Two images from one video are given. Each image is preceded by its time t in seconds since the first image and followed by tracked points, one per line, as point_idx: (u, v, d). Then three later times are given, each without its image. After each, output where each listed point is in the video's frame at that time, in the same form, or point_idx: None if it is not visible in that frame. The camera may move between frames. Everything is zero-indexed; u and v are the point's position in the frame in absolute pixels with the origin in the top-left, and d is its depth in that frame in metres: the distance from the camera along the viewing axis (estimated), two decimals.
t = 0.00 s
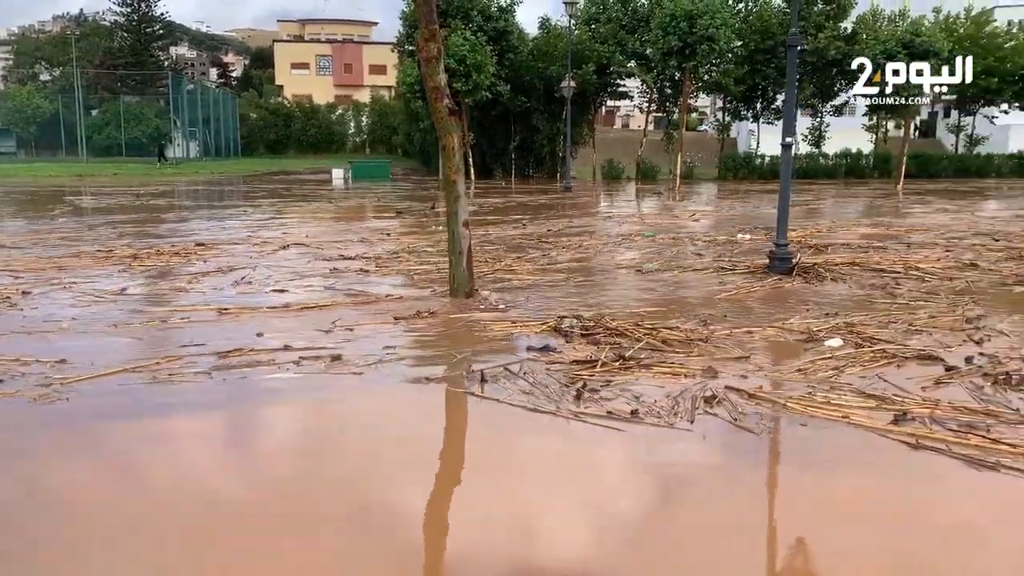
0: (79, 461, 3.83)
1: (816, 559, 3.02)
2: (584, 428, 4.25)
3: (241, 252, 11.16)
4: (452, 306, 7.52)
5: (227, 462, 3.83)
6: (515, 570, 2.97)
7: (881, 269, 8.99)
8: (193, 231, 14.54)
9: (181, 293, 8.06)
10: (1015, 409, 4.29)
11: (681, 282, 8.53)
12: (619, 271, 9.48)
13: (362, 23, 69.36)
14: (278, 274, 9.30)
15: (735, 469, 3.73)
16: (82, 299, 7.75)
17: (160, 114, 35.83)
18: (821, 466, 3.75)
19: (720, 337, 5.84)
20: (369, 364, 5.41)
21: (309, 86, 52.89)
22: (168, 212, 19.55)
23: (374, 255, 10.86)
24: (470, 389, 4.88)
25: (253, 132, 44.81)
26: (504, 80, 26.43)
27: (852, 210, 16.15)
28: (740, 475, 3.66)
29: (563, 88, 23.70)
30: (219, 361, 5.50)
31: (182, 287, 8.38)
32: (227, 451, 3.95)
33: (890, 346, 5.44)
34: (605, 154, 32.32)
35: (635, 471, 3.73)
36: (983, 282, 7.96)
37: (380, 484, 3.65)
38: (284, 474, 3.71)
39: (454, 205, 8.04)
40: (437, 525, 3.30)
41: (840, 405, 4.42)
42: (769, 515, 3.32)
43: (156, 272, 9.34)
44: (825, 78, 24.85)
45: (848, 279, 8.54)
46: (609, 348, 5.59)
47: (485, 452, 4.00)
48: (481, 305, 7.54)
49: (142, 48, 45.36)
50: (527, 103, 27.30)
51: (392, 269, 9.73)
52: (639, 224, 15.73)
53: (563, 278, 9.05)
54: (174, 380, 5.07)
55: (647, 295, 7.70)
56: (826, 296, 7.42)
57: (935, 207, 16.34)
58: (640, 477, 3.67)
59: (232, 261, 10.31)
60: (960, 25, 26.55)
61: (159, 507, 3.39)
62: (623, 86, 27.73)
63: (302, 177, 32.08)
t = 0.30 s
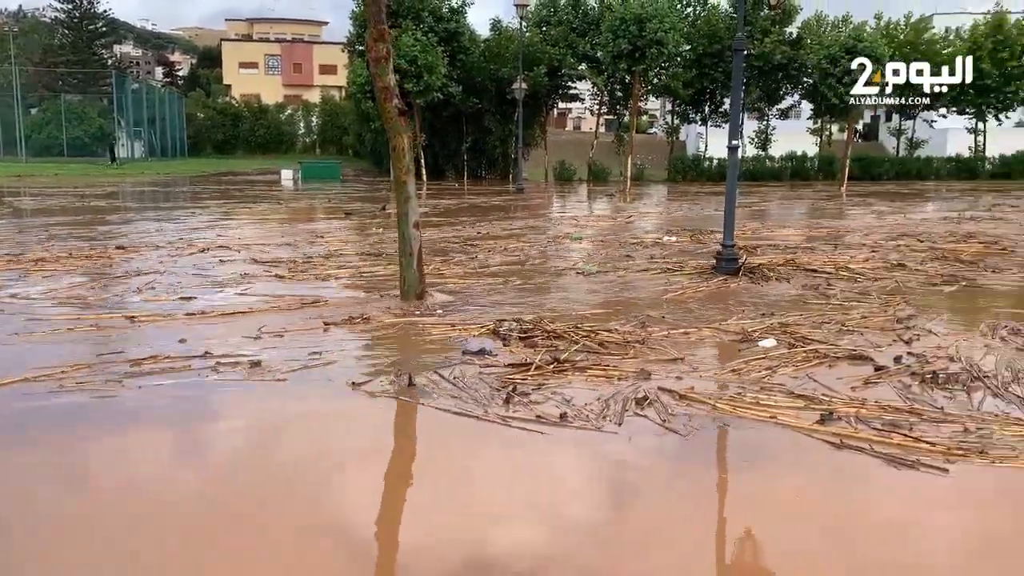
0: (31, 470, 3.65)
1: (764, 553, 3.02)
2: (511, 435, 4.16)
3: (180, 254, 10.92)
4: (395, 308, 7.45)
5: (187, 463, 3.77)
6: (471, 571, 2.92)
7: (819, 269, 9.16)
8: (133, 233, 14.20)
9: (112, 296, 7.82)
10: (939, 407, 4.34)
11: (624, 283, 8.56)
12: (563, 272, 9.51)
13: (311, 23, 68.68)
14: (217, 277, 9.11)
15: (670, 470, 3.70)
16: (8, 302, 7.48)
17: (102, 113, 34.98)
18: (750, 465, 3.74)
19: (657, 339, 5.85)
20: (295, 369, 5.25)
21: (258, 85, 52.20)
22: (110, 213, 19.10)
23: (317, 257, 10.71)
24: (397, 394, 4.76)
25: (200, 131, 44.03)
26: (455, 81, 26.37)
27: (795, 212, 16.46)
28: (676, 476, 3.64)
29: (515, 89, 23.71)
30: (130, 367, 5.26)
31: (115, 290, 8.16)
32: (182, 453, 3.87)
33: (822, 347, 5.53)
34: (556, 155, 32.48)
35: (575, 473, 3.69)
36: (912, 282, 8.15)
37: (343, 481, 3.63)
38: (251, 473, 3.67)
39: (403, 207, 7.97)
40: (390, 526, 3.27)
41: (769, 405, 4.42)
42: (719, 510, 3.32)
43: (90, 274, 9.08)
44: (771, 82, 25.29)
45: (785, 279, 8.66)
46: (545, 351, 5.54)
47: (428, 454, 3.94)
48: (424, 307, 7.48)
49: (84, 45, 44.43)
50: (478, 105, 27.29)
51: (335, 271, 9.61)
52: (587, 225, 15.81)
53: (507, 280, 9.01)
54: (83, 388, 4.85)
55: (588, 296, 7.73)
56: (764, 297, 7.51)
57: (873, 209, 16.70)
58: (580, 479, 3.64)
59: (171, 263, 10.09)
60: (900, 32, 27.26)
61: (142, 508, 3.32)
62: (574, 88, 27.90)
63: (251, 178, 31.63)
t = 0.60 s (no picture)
0: None
1: (714, 553, 3.02)
2: (433, 442, 4.08)
3: (115, 259, 10.68)
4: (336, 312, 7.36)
5: (141, 470, 3.69)
6: None
7: (757, 271, 9.33)
8: (68, 237, 13.84)
9: (40, 303, 7.59)
10: (863, 408, 4.42)
11: (564, 286, 8.59)
12: (504, 276, 9.53)
13: (257, 23, 67.83)
14: (152, 282, 8.91)
15: (602, 474, 3.68)
16: None
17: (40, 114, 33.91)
18: (679, 468, 3.74)
19: (593, 343, 5.88)
20: (213, 378, 5.07)
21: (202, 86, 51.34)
22: (47, 217, 18.58)
23: (256, 261, 10.55)
24: (314, 402, 4.63)
25: (144, 133, 43.11)
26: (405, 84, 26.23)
27: (738, 215, 16.76)
28: (609, 481, 3.62)
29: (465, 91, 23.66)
30: (35, 378, 5.04)
31: (45, 296, 7.93)
32: (132, 461, 3.79)
33: (753, 349, 5.63)
34: (506, 159, 32.55)
35: (507, 479, 3.64)
36: (842, 285, 8.34)
37: (295, 478, 3.65)
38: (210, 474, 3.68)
39: (350, 210, 7.88)
40: (343, 523, 3.28)
41: (696, 409, 4.44)
42: (667, 513, 3.32)
43: (20, 280, 8.82)
44: (717, 88, 25.75)
45: (723, 282, 8.80)
46: (479, 356, 5.50)
47: (360, 455, 3.90)
48: (363, 312, 7.42)
49: (20, 44, 43.39)
50: (428, 108, 27.19)
51: (275, 275, 9.48)
52: (533, 228, 15.88)
53: (448, 284, 8.98)
54: None
55: (528, 300, 7.76)
56: (701, 300, 7.60)
57: (812, 213, 17.08)
58: (517, 483, 3.60)
59: (106, 268, 9.86)
60: (841, 39, 27.90)
61: (114, 514, 3.28)
62: (524, 92, 27.99)
63: (195, 181, 31.07)
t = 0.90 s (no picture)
0: None
1: (663, 560, 3.01)
2: (353, 454, 3.96)
3: (47, 264, 10.37)
4: (275, 318, 7.24)
5: (84, 487, 3.57)
6: None
7: (697, 275, 9.45)
8: None
9: None
10: (792, 412, 4.49)
11: (505, 291, 8.58)
12: (447, 280, 9.50)
13: (202, 25, 66.74)
14: (83, 288, 8.66)
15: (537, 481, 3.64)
16: None
17: None
18: (623, 473, 3.75)
19: (529, 349, 5.87)
20: (127, 391, 4.87)
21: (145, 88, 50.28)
22: None
23: (193, 267, 10.32)
24: (232, 414, 4.50)
25: (84, 135, 42.04)
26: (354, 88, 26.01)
27: (682, 220, 16.99)
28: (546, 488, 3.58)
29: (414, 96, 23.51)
30: None
31: None
32: (73, 477, 3.67)
33: (687, 354, 5.69)
34: (456, 164, 32.49)
35: (443, 488, 3.58)
36: (777, 289, 8.49)
37: (248, 483, 3.65)
38: (171, 480, 3.66)
39: (296, 215, 7.77)
40: (290, 530, 3.24)
41: (626, 415, 4.44)
42: (615, 518, 3.32)
43: None
44: (665, 94, 26.07)
45: (663, 286, 8.89)
46: (411, 365, 5.43)
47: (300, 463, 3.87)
48: (302, 318, 7.32)
49: None
50: (378, 112, 26.97)
51: (213, 281, 9.30)
52: (480, 233, 15.88)
53: (388, 290, 8.91)
54: None
55: (469, 305, 7.74)
56: (639, 304, 7.65)
57: (755, 218, 17.39)
58: (457, 490, 3.56)
59: (36, 273, 9.57)
60: (785, 47, 28.44)
61: (63, 532, 3.17)
62: (475, 97, 27.97)
63: (138, 185, 30.41)
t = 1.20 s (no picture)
0: None
1: (613, 561, 3.05)
2: (281, 467, 3.87)
3: None
4: (212, 327, 7.11)
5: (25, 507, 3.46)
6: None
7: (640, 279, 9.52)
8: None
9: None
10: (723, 417, 4.54)
11: (448, 297, 8.55)
12: (391, 286, 9.44)
13: (147, 27, 65.47)
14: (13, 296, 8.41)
15: (473, 490, 3.62)
16: None
17: None
18: (569, 477, 3.77)
19: (467, 357, 5.85)
20: (32, 406, 4.71)
21: (88, 91, 49.09)
22: None
23: (129, 273, 10.08)
24: (144, 427, 4.39)
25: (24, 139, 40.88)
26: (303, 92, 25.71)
27: (629, 226, 17.14)
28: (484, 496, 3.57)
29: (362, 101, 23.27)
30: None
31: None
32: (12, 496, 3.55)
33: (624, 360, 5.72)
34: (408, 169, 32.34)
35: (380, 499, 3.53)
36: (717, 293, 8.61)
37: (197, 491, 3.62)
38: (128, 489, 3.62)
39: (241, 221, 7.63)
40: (236, 542, 3.19)
41: (557, 423, 4.44)
42: (563, 521, 3.33)
43: None
44: (615, 100, 26.31)
45: (606, 291, 8.94)
46: (342, 374, 5.36)
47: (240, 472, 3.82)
48: (240, 326, 7.20)
49: None
50: (327, 116, 26.67)
51: (150, 288, 9.10)
52: (428, 238, 15.83)
53: (330, 296, 8.81)
54: None
55: (410, 312, 7.70)
56: (581, 309, 7.69)
57: (701, 223, 17.62)
58: (397, 498, 3.54)
59: None
60: (731, 56, 28.87)
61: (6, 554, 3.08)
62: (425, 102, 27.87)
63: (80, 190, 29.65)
